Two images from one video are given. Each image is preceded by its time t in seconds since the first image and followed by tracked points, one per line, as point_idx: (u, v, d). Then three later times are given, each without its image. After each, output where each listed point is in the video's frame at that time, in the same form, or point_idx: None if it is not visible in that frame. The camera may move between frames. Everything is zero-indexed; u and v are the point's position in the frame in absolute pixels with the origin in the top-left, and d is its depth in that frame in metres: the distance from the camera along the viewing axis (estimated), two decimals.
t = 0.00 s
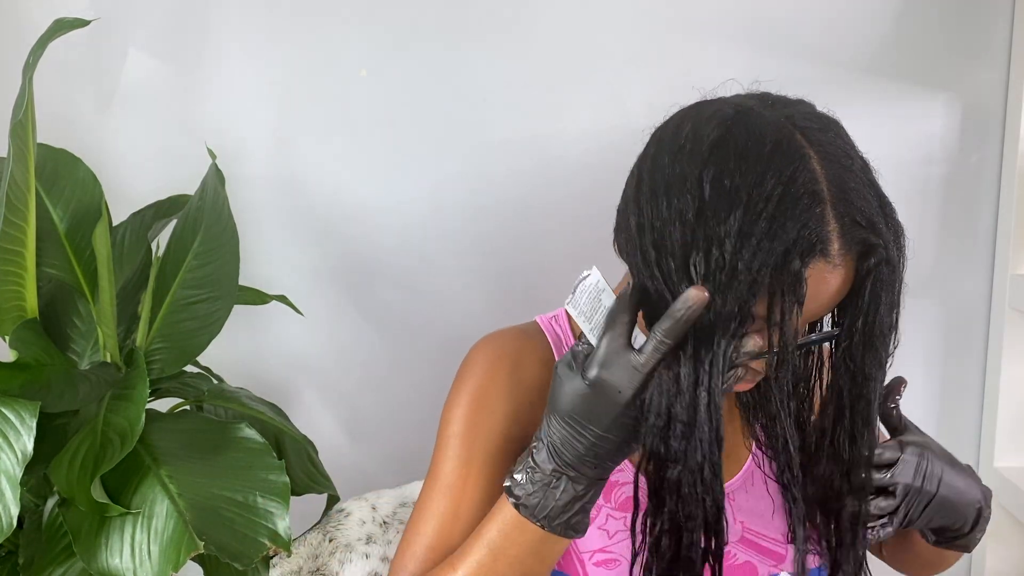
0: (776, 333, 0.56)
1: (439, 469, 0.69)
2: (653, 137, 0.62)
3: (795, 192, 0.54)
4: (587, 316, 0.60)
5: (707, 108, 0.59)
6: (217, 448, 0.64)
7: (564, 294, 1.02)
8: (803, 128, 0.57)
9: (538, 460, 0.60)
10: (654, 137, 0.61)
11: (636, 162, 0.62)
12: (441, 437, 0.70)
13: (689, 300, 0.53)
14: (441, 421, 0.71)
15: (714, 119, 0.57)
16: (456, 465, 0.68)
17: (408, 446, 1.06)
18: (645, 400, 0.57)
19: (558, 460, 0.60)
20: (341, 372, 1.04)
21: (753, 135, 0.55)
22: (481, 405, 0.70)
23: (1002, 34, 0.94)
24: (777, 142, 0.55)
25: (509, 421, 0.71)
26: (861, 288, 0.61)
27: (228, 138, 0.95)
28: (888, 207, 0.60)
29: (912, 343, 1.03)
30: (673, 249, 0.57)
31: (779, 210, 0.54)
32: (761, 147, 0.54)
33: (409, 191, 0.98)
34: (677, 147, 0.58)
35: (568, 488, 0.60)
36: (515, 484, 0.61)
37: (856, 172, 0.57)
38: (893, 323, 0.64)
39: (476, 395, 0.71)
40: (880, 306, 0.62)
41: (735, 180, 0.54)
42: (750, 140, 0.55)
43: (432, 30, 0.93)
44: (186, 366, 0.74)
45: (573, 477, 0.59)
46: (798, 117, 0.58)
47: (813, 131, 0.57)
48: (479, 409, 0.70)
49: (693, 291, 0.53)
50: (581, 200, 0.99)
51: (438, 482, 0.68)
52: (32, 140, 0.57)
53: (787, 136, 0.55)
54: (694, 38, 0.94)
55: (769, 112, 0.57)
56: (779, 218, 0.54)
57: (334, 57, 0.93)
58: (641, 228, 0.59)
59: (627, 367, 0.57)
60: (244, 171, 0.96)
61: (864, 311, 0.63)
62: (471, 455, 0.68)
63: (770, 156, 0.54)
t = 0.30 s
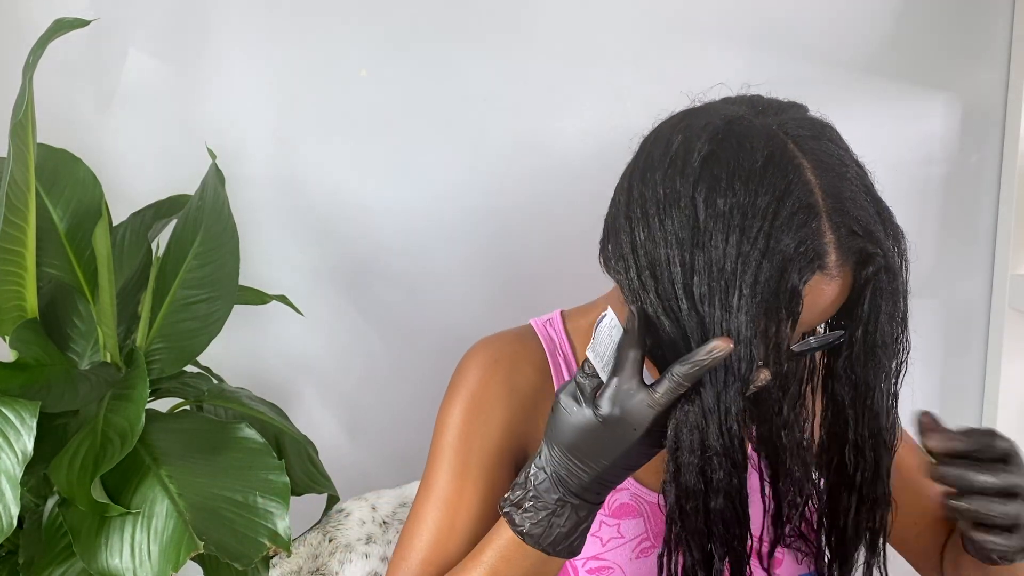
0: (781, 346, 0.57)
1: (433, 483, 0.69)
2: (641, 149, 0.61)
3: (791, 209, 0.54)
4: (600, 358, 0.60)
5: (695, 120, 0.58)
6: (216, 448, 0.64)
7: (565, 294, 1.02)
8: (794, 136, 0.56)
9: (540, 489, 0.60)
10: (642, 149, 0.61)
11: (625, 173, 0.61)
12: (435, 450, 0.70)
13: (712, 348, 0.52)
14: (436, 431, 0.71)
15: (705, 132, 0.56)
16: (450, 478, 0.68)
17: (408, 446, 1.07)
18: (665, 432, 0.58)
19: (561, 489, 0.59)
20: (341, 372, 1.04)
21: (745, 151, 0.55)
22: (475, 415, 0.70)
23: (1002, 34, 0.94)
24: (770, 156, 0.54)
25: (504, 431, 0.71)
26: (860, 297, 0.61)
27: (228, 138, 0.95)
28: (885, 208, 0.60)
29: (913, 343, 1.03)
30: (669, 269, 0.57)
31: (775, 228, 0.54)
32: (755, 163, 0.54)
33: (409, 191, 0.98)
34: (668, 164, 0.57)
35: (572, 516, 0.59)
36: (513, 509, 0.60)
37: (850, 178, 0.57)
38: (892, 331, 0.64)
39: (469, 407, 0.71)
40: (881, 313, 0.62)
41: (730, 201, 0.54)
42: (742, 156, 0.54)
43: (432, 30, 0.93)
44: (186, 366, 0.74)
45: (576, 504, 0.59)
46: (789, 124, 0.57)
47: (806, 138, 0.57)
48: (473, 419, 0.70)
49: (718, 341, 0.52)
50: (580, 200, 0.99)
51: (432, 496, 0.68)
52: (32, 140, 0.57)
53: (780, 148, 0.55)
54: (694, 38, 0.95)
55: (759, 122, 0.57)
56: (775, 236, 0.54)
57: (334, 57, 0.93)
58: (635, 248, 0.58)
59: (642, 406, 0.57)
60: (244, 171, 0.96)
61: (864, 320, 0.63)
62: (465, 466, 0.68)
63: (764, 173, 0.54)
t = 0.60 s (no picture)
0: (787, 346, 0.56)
1: (434, 480, 0.68)
2: (645, 148, 0.61)
3: (795, 207, 0.54)
4: (613, 353, 0.58)
5: (697, 119, 0.59)
6: (216, 448, 0.64)
7: (565, 293, 1.02)
8: (796, 135, 0.57)
9: (549, 487, 0.59)
10: (646, 148, 0.61)
11: (630, 172, 0.62)
12: (436, 446, 0.70)
13: (724, 345, 0.52)
14: (435, 429, 0.71)
15: (708, 130, 0.57)
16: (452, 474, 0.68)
17: (408, 446, 1.07)
18: (668, 433, 0.57)
19: (570, 488, 0.59)
20: (341, 372, 1.04)
21: (748, 149, 0.55)
22: (475, 412, 0.70)
23: (1001, 34, 0.94)
24: (773, 154, 0.55)
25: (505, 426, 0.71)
26: (862, 295, 0.61)
27: (228, 138, 0.95)
28: (886, 207, 0.60)
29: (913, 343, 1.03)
30: (673, 269, 0.56)
31: (781, 226, 0.53)
32: (758, 161, 0.54)
33: (409, 191, 0.98)
34: (671, 163, 0.57)
35: (580, 516, 0.59)
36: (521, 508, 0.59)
37: (852, 176, 0.57)
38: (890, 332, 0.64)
39: (469, 403, 0.71)
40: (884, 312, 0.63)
41: (735, 199, 0.54)
42: (745, 154, 0.55)
43: (432, 30, 0.93)
44: (186, 366, 0.74)
45: (584, 504, 0.59)
46: (789, 123, 0.58)
47: (807, 137, 0.57)
48: (473, 417, 0.70)
49: (732, 337, 0.51)
50: (580, 199, 0.99)
51: (433, 493, 0.68)
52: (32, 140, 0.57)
53: (782, 146, 0.55)
54: (693, 38, 0.95)
55: (760, 121, 0.57)
56: (781, 235, 0.53)
57: (333, 57, 0.93)
58: (639, 247, 0.58)
59: (653, 404, 0.55)
60: (244, 171, 0.96)
61: (864, 323, 0.63)
62: (467, 463, 0.68)
63: (767, 171, 0.54)
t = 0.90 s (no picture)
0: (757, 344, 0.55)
1: (424, 480, 0.69)
2: (625, 144, 0.62)
3: (764, 203, 0.53)
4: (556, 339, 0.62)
5: (675, 114, 0.59)
6: (215, 449, 0.64)
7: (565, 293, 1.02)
8: (773, 132, 0.56)
9: (505, 479, 0.61)
10: (626, 143, 0.62)
11: (610, 168, 0.62)
12: (425, 449, 0.70)
13: (659, 327, 0.54)
14: (425, 430, 0.71)
15: (682, 126, 0.57)
16: (441, 475, 0.68)
17: (408, 445, 1.07)
18: (615, 419, 0.59)
19: (526, 479, 0.60)
20: (341, 371, 1.04)
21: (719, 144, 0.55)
22: (465, 413, 0.70)
23: (1002, 33, 0.94)
24: (745, 150, 0.54)
25: (493, 425, 0.72)
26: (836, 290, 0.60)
27: (228, 138, 0.95)
28: (864, 205, 0.60)
29: (913, 343, 1.03)
30: (639, 261, 0.57)
31: (750, 222, 0.53)
32: (728, 156, 0.54)
33: (409, 191, 0.98)
34: (645, 157, 0.58)
35: (536, 507, 0.60)
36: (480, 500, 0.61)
37: (829, 174, 0.57)
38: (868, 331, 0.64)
39: (459, 403, 0.71)
40: (858, 310, 0.62)
41: (701, 193, 0.54)
42: (716, 149, 0.55)
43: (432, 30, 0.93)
44: (186, 366, 0.74)
45: (540, 495, 0.60)
46: (767, 118, 0.57)
47: (784, 133, 0.57)
48: (463, 417, 0.70)
49: (664, 319, 0.54)
50: (579, 199, 0.99)
51: (423, 493, 0.68)
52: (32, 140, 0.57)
53: (755, 142, 0.55)
54: (693, 38, 0.94)
55: (736, 117, 0.57)
56: (750, 230, 0.53)
57: (333, 57, 0.93)
58: (611, 241, 0.60)
59: (596, 390, 0.58)
60: (244, 171, 0.96)
61: (840, 316, 0.63)
62: (456, 463, 0.68)
63: (738, 166, 0.54)
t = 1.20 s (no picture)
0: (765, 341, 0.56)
1: (428, 488, 0.69)
2: (627, 146, 0.61)
3: (775, 202, 0.54)
4: (569, 344, 0.62)
5: (679, 115, 0.58)
6: (216, 449, 0.64)
7: (565, 294, 1.02)
8: (779, 131, 0.56)
9: (518, 486, 0.61)
10: (628, 146, 0.61)
11: (611, 170, 0.62)
12: (428, 457, 0.70)
13: (677, 329, 0.55)
14: (428, 437, 0.71)
15: (687, 127, 0.57)
16: (445, 482, 0.68)
17: (408, 445, 1.07)
18: (631, 424, 0.59)
19: (539, 486, 0.60)
20: (341, 371, 1.04)
21: (728, 145, 0.55)
22: (468, 420, 0.70)
23: (1002, 34, 0.94)
24: (754, 151, 0.54)
25: (495, 430, 0.71)
26: (841, 290, 0.60)
27: (227, 138, 0.95)
28: (869, 202, 0.60)
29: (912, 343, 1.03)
30: (650, 264, 0.57)
31: (761, 222, 0.54)
32: (739, 157, 0.54)
33: (409, 191, 0.98)
34: (651, 158, 0.57)
35: (550, 514, 0.60)
36: (493, 509, 0.61)
37: (835, 172, 0.57)
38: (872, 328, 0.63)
39: (460, 412, 0.71)
40: (861, 308, 0.62)
41: (713, 194, 0.54)
42: (726, 150, 0.55)
43: (432, 30, 0.93)
44: (187, 366, 0.74)
45: (554, 501, 0.60)
46: (773, 117, 0.57)
47: (790, 132, 0.57)
48: (466, 424, 0.70)
49: (681, 321, 0.54)
50: (579, 200, 0.99)
51: (428, 501, 0.68)
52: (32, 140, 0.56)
53: (763, 143, 0.55)
54: (693, 39, 0.94)
55: (741, 116, 0.57)
56: (761, 231, 0.54)
57: (334, 58, 0.93)
58: (619, 245, 0.59)
59: (610, 396, 0.58)
60: (243, 171, 0.96)
61: (844, 312, 0.62)
62: (460, 470, 0.68)
63: (748, 167, 0.54)
